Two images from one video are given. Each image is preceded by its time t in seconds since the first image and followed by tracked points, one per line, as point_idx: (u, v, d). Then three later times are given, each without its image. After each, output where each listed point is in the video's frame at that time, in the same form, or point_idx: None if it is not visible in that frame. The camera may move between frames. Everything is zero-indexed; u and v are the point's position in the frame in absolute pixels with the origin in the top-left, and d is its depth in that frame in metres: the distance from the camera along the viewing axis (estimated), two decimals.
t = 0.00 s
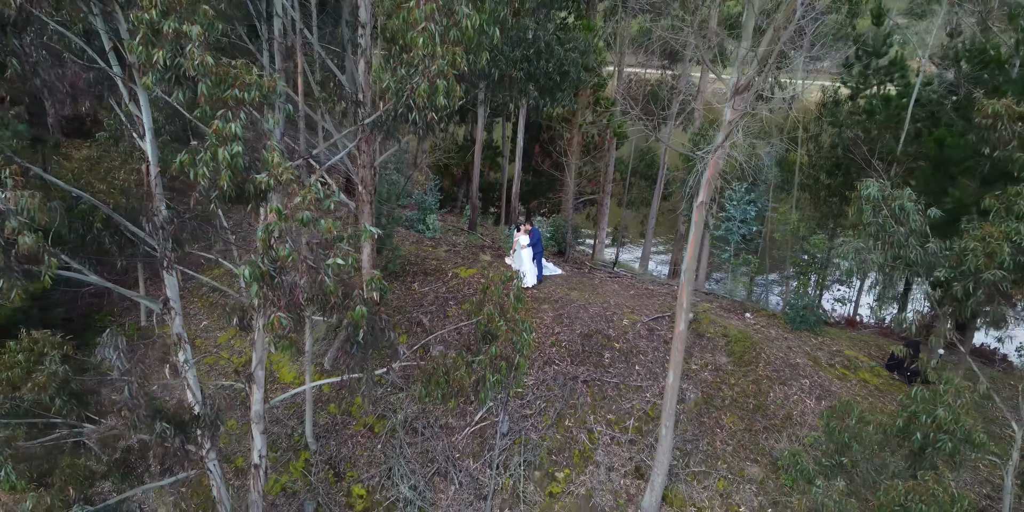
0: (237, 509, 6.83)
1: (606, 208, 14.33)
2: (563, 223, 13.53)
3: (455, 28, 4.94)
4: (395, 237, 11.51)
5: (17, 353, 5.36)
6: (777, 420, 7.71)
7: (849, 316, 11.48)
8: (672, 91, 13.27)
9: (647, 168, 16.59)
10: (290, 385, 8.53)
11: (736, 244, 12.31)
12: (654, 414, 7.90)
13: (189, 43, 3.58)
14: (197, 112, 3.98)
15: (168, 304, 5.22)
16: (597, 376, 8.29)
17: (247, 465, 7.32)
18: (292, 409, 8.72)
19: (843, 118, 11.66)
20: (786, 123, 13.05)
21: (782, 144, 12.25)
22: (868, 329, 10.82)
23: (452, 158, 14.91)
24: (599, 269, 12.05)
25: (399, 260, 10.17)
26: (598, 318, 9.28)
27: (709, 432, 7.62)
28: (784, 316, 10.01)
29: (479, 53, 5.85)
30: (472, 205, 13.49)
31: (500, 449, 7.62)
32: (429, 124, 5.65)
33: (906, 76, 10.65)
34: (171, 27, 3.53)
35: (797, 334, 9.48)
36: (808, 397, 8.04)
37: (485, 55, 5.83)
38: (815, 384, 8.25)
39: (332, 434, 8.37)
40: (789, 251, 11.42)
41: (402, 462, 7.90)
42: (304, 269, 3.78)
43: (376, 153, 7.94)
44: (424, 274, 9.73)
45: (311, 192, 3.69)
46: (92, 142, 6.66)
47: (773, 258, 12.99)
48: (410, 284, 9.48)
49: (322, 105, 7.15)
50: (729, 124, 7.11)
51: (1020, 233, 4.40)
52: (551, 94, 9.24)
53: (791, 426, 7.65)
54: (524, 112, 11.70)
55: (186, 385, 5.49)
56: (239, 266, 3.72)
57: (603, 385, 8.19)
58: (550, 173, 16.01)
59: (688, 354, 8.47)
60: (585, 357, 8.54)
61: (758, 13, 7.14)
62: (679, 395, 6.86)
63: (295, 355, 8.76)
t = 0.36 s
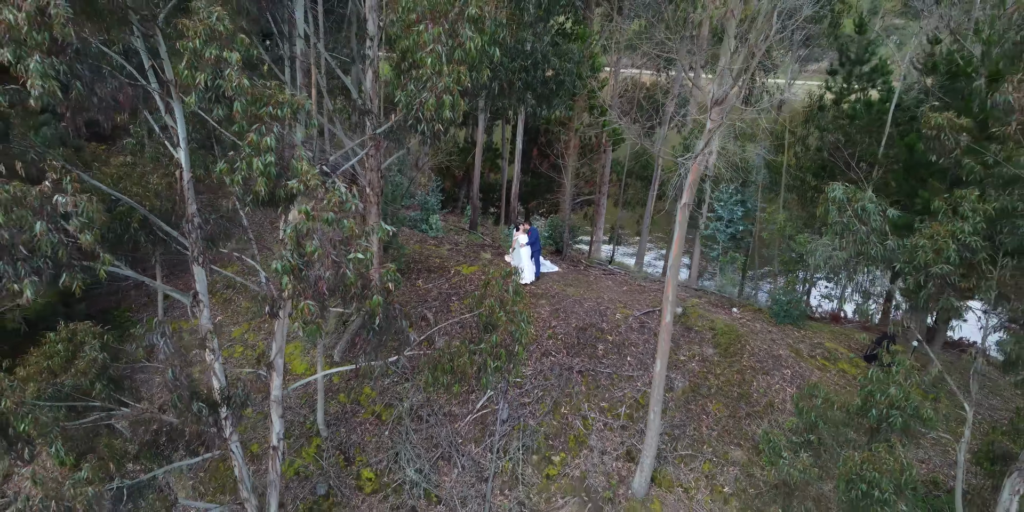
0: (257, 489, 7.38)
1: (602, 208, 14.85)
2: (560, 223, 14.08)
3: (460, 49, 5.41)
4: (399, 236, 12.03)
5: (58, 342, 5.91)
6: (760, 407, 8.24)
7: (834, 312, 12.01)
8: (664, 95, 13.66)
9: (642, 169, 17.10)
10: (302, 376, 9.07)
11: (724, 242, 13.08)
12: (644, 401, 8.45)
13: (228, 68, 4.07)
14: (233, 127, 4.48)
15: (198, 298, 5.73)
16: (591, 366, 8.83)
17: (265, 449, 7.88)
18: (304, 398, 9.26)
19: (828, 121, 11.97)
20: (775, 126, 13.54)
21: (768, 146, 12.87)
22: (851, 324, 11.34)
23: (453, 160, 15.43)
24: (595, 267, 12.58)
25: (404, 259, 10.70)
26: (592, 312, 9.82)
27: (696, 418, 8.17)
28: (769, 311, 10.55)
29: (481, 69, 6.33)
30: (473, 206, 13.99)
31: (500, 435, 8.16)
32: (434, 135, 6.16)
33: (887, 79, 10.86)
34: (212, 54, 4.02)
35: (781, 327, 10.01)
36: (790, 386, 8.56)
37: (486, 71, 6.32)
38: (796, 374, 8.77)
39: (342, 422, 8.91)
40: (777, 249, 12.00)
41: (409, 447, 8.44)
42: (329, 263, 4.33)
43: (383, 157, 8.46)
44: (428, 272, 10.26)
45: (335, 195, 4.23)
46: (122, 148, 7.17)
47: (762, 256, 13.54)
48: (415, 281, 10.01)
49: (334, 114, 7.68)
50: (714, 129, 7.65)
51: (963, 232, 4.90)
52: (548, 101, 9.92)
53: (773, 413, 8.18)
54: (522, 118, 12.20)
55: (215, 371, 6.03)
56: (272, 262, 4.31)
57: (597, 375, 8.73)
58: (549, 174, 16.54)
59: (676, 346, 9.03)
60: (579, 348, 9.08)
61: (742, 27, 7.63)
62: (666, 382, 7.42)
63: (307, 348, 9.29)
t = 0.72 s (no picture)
0: (274, 469, 7.98)
1: (598, 208, 15.40)
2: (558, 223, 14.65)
3: (464, 65, 5.97)
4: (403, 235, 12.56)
5: (95, 331, 6.43)
6: (743, 395, 8.82)
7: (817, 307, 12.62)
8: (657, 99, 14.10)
9: (637, 171, 17.66)
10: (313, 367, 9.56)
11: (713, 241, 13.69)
12: (636, 389, 9.04)
13: (262, 86, 4.64)
14: (264, 137, 5.04)
15: (224, 291, 6.32)
16: (586, 357, 9.40)
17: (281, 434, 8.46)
18: (316, 388, 9.84)
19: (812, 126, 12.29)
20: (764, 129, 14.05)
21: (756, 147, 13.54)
22: (834, 318, 11.94)
23: (455, 161, 15.96)
24: (590, 264, 13.14)
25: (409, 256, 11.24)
26: (587, 306, 10.38)
27: (684, 405, 8.75)
28: (755, 306, 11.13)
29: (484, 82, 6.89)
30: (475, 206, 14.51)
31: (501, 420, 8.74)
32: (443, 143, 6.69)
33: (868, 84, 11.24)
34: (248, 74, 4.58)
35: (765, 321, 10.59)
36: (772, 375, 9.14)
37: (490, 85, 6.85)
38: (778, 364, 9.35)
39: (352, 409, 9.51)
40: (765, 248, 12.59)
41: (415, 433, 9.02)
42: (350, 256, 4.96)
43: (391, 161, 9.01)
44: (432, 268, 10.82)
45: (356, 196, 4.85)
46: (149, 152, 7.68)
47: (751, 254, 14.12)
48: (420, 277, 10.56)
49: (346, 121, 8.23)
50: (697, 133, 8.23)
51: (917, 230, 5.46)
52: (545, 108, 10.54)
53: (756, 400, 8.75)
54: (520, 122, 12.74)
55: (239, 359, 6.60)
56: (299, 254, 4.99)
57: (591, 365, 9.31)
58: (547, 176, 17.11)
59: (666, 338, 9.60)
60: (575, 340, 9.65)
61: (726, 40, 8.18)
62: (655, 370, 8.01)
63: (318, 340, 9.83)
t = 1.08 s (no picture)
0: (292, 449, 8.61)
1: (595, 207, 15.99)
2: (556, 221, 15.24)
3: (469, 77, 6.57)
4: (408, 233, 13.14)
5: (130, 320, 7.03)
6: (729, 382, 9.47)
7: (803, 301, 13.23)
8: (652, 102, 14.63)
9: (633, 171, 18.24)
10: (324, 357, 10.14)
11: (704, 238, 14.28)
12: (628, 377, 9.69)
13: (292, 99, 5.22)
14: (292, 144, 5.65)
15: (249, 282, 6.98)
16: (582, 347, 10.02)
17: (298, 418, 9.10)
18: (327, 377, 10.45)
19: (797, 128, 12.27)
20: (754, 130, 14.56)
21: (747, 148, 14.19)
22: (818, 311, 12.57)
23: (457, 162, 16.52)
24: (587, 260, 13.74)
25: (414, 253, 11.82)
26: (583, 300, 10.99)
27: (674, 391, 9.40)
28: (743, 300, 11.75)
29: (488, 92, 7.49)
30: (476, 205, 15.09)
31: (503, 405, 9.38)
32: (451, 148, 7.27)
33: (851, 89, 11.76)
34: (280, 88, 5.18)
35: (752, 314, 11.22)
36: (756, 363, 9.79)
37: (494, 95, 7.43)
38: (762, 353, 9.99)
39: (362, 396, 10.13)
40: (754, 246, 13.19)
41: (422, 417, 9.65)
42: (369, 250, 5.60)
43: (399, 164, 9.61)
44: (436, 264, 11.41)
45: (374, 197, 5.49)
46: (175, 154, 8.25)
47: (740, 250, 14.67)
48: (425, 272, 11.16)
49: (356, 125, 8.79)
50: (681, 140, 8.74)
51: (879, 227, 6.05)
52: (544, 112, 11.11)
53: (741, 386, 9.41)
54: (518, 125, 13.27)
55: (263, 345, 7.21)
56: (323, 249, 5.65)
57: (587, 355, 9.93)
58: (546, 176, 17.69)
59: (658, 329, 10.25)
60: (572, 331, 10.26)
61: (714, 50, 8.75)
62: (647, 358, 8.64)
63: (329, 331, 10.42)
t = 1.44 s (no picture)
0: (308, 432, 9.30)
1: (593, 207, 16.62)
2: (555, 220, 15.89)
3: (475, 88, 7.22)
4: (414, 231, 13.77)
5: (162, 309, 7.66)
6: (717, 369, 10.15)
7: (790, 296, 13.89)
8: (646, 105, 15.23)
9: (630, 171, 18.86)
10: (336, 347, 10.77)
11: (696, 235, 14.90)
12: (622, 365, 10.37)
13: (318, 110, 5.96)
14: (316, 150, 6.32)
15: (271, 274, 7.58)
16: (579, 337, 10.67)
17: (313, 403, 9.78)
18: (339, 366, 11.10)
19: (785, 130, 12.77)
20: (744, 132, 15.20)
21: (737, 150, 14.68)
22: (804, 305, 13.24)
23: (460, 163, 17.13)
24: (584, 257, 14.38)
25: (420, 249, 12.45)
26: (580, 294, 11.63)
27: (665, 378, 10.08)
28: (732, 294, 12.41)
29: (492, 101, 8.15)
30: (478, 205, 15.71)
31: (505, 392, 10.06)
32: (457, 153, 7.92)
33: (836, 93, 12.41)
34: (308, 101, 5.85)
35: (741, 307, 11.88)
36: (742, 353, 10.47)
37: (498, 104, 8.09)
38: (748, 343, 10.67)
39: (372, 384, 10.78)
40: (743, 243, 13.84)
41: (430, 403, 10.31)
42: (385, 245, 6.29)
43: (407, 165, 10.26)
44: (441, 260, 12.03)
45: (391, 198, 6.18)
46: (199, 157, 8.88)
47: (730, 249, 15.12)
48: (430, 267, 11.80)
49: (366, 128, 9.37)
50: (670, 143, 9.38)
51: (846, 224, 6.68)
52: (543, 117, 11.74)
53: (728, 374, 10.08)
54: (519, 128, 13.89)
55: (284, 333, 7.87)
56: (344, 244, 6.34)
57: (584, 344, 10.60)
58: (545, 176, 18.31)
59: (650, 320, 10.92)
60: (569, 322, 10.91)
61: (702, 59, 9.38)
62: (639, 346, 9.31)
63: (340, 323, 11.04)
